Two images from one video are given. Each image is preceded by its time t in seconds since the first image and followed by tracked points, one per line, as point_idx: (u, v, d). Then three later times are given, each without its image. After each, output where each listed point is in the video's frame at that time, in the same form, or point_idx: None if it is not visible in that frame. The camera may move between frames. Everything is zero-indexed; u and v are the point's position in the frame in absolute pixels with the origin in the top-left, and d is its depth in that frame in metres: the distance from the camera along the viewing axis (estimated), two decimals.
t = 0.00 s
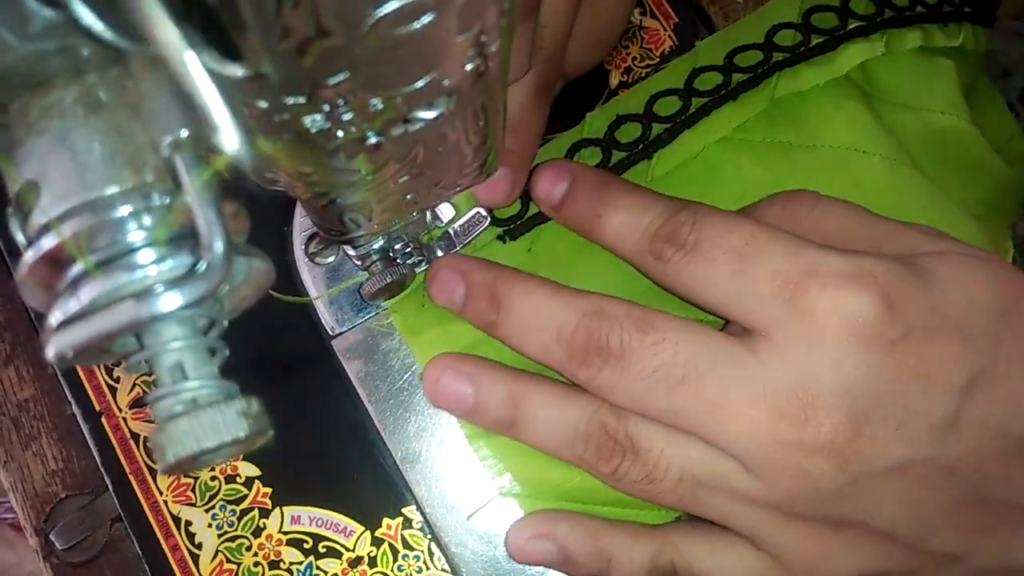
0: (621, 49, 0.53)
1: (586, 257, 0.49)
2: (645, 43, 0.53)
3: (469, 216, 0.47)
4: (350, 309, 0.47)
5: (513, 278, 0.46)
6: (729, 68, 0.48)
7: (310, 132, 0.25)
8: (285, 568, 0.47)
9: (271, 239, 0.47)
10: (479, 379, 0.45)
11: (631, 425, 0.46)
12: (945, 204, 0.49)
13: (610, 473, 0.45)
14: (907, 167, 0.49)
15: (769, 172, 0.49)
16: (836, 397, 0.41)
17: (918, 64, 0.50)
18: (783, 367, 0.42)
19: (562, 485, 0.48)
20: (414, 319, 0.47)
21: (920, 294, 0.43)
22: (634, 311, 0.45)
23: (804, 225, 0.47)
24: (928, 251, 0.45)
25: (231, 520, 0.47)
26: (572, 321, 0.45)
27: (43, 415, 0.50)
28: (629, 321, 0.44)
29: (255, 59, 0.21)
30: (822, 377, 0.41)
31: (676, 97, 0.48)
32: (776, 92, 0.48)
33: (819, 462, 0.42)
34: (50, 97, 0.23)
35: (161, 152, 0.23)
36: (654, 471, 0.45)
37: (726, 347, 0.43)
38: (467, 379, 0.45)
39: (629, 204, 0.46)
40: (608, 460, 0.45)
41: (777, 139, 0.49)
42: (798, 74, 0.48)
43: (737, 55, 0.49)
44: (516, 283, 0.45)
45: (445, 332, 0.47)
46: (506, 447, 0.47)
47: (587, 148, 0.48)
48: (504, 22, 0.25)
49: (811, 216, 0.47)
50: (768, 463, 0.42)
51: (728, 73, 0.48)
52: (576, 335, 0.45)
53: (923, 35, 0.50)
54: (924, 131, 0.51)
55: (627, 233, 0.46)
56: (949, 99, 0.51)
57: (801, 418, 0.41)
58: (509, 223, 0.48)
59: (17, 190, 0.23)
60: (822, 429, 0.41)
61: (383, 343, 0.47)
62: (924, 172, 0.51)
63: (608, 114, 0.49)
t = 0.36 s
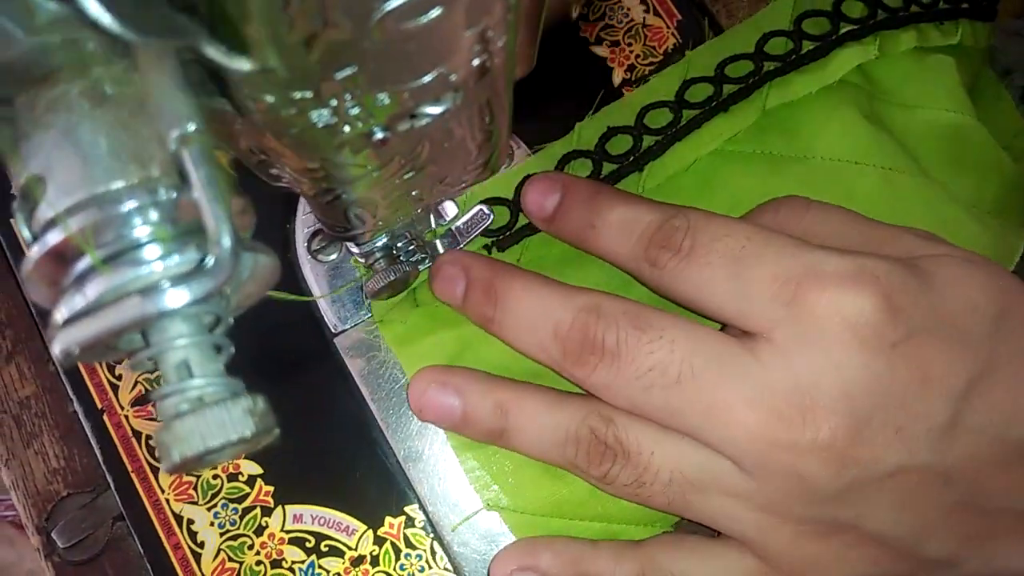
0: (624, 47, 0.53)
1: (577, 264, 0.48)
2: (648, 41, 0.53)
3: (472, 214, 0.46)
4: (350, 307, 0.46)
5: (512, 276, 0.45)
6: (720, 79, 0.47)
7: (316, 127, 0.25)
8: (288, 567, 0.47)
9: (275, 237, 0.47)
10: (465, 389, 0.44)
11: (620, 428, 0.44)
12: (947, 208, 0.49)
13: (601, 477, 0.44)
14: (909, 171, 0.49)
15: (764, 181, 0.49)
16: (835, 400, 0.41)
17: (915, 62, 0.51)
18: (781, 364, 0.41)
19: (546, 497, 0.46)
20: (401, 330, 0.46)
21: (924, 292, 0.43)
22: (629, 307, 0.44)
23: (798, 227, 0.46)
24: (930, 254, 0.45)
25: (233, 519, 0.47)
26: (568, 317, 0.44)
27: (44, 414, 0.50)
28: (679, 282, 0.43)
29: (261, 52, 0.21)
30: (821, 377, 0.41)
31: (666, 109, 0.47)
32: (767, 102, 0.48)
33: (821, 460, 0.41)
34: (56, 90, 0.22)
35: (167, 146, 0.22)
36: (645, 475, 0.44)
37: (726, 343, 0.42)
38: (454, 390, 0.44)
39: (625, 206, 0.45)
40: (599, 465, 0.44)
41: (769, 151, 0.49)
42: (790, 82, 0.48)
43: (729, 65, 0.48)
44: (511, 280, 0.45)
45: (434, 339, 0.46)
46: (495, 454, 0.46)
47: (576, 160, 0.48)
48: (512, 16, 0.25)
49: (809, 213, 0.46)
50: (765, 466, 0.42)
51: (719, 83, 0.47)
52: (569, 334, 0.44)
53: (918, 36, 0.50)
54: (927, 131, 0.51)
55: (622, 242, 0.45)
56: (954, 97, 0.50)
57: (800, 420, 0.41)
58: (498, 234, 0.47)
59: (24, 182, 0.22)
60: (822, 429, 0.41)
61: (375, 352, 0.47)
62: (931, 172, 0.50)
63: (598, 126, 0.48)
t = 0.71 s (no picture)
0: (631, 43, 0.52)
1: (567, 276, 0.47)
2: (656, 38, 0.52)
3: (478, 211, 0.45)
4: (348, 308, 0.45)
5: (492, 287, 0.44)
6: (711, 82, 0.47)
7: (329, 129, 0.24)
8: (293, 569, 0.46)
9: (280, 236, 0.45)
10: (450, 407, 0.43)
11: (608, 444, 0.43)
12: (950, 211, 0.48)
13: (591, 495, 0.43)
14: (907, 174, 0.48)
15: (760, 185, 0.49)
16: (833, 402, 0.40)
17: (916, 57, 0.50)
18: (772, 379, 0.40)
19: (530, 512, 0.45)
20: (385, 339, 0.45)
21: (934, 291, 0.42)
22: (618, 320, 0.42)
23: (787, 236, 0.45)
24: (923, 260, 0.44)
25: (237, 521, 0.47)
26: (553, 329, 0.42)
27: (45, 415, 0.50)
28: (678, 280, 0.42)
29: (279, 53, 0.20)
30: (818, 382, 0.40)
31: (656, 114, 0.47)
32: (759, 105, 0.47)
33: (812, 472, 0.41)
34: (62, 91, 0.22)
35: (179, 150, 0.22)
36: (635, 492, 0.43)
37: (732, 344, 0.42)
38: (440, 409, 0.43)
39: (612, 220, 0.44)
40: (588, 483, 0.43)
41: (761, 155, 0.48)
42: (785, 84, 0.47)
43: (719, 66, 0.47)
44: (493, 296, 0.43)
45: (419, 350, 0.45)
46: (483, 471, 0.45)
47: (565, 164, 0.47)
48: (528, 15, 0.24)
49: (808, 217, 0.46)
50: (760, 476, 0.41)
51: (711, 86, 0.47)
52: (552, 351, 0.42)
53: (915, 29, 0.49)
54: (932, 127, 0.50)
55: (604, 248, 0.44)
56: (956, 95, 0.49)
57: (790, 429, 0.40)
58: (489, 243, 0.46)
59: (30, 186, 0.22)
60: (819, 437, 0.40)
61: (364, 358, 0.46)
62: (937, 170, 0.49)
63: (585, 131, 0.48)
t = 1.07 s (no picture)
0: (645, 38, 0.51)
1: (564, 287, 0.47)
2: (670, 32, 0.52)
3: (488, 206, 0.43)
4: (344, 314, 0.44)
5: (494, 301, 0.43)
6: (713, 88, 0.46)
7: (350, 130, 0.23)
8: (300, 573, 0.46)
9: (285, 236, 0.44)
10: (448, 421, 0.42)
11: (613, 464, 0.42)
12: (964, 220, 0.48)
13: (593, 514, 0.42)
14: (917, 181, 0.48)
15: (767, 190, 0.48)
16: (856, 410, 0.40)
17: (927, 56, 0.49)
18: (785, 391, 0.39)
19: (532, 528, 0.44)
20: (383, 351, 0.44)
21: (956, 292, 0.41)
22: (619, 342, 0.41)
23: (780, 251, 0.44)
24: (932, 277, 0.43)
25: (244, 523, 0.46)
26: (551, 350, 0.42)
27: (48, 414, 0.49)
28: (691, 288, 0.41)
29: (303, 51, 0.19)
30: (837, 388, 0.39)
31: (656, 120, 0.46)
32: (763, 111, 0.47)
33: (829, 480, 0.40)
34: (74, 90, 0.21)
35: (197, 153, 0.21)
36: (638, 512, 0.42)
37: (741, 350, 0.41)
38: (440, 423, 0.42)
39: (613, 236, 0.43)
40: (591, 503, 0.42)
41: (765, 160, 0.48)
42: (787, 89, 0.47)
43: (720, 72, 0.47)
44: (496, 310, 0.43)
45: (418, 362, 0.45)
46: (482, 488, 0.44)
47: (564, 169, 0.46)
48: (556, 12, 0.24)
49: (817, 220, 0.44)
50: (764, 502, 0.40)
51: (712, 92, 0.46)
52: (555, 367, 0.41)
53: (923, 28, 0.48)
54: (947, 128, 0.49)
55: (617, 248, 0.43)
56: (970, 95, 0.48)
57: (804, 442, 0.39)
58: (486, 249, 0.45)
59: (39, 189, 0.21)
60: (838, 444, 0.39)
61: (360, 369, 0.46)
62: (952, 178, 0.48)
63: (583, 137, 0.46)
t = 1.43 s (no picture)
0: (656, 35, 0.51)
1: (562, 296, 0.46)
2: (681, 29, 0.51)
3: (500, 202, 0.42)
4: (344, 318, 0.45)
5: (494, 310, 0.43)
6: (712, 91, 0.46)
7: (372, 126, 0.23)
8: (311, 569, 0.45)
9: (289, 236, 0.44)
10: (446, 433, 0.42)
11: (613, 474, 0.42)
12: (966, 223, 0.47)
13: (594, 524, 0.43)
14: (917, 184, 0.47)
15: (768, 193, 0.48)
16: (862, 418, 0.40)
17: (928, 55, 0.48)
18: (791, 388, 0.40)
19: (535, 535, 0.44)
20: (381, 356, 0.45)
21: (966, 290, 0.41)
22: (619, 352, 0.42)
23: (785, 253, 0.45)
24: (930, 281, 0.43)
25: (254, 519, 0.46)
26: (550, 360, 0.42)
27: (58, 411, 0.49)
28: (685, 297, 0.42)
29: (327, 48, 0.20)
30: (836, 393, 0.40)
31: (654, 123, 0.46)
32: (762, 115, 0.47)
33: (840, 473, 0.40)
34: (95, 85, 0.20)
35: (219, 147, 0.21)
36: (640, 523, 0.42)
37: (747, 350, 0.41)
38: (438, 434, 0.43)
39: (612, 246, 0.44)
40: (592, 513, 0.42)
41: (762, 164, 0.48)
42: (783, 93, 0.47)
43: (716, 76, 0.47)
44: (496, 316, 0.43)
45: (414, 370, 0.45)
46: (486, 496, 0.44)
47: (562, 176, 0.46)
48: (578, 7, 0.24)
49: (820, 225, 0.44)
50: (765, 508, 0.40)
51: (710, 96, 0.46)
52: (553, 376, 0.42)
53: (923, 27, 0.48)
54: (949, 128, 0.48)
55: (622, 249, 0.43)
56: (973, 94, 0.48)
57: (813, 439, 0.40)
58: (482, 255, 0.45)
59: (59, 185, 0.21)
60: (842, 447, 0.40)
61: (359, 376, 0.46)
62: (953, 180, 0.48)
63: (581, 141, 0.47)
